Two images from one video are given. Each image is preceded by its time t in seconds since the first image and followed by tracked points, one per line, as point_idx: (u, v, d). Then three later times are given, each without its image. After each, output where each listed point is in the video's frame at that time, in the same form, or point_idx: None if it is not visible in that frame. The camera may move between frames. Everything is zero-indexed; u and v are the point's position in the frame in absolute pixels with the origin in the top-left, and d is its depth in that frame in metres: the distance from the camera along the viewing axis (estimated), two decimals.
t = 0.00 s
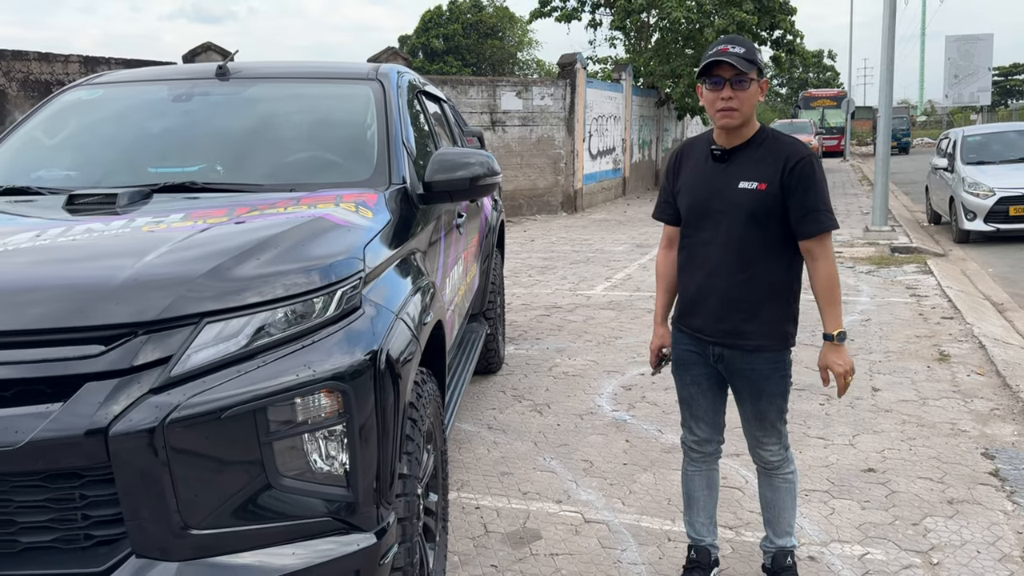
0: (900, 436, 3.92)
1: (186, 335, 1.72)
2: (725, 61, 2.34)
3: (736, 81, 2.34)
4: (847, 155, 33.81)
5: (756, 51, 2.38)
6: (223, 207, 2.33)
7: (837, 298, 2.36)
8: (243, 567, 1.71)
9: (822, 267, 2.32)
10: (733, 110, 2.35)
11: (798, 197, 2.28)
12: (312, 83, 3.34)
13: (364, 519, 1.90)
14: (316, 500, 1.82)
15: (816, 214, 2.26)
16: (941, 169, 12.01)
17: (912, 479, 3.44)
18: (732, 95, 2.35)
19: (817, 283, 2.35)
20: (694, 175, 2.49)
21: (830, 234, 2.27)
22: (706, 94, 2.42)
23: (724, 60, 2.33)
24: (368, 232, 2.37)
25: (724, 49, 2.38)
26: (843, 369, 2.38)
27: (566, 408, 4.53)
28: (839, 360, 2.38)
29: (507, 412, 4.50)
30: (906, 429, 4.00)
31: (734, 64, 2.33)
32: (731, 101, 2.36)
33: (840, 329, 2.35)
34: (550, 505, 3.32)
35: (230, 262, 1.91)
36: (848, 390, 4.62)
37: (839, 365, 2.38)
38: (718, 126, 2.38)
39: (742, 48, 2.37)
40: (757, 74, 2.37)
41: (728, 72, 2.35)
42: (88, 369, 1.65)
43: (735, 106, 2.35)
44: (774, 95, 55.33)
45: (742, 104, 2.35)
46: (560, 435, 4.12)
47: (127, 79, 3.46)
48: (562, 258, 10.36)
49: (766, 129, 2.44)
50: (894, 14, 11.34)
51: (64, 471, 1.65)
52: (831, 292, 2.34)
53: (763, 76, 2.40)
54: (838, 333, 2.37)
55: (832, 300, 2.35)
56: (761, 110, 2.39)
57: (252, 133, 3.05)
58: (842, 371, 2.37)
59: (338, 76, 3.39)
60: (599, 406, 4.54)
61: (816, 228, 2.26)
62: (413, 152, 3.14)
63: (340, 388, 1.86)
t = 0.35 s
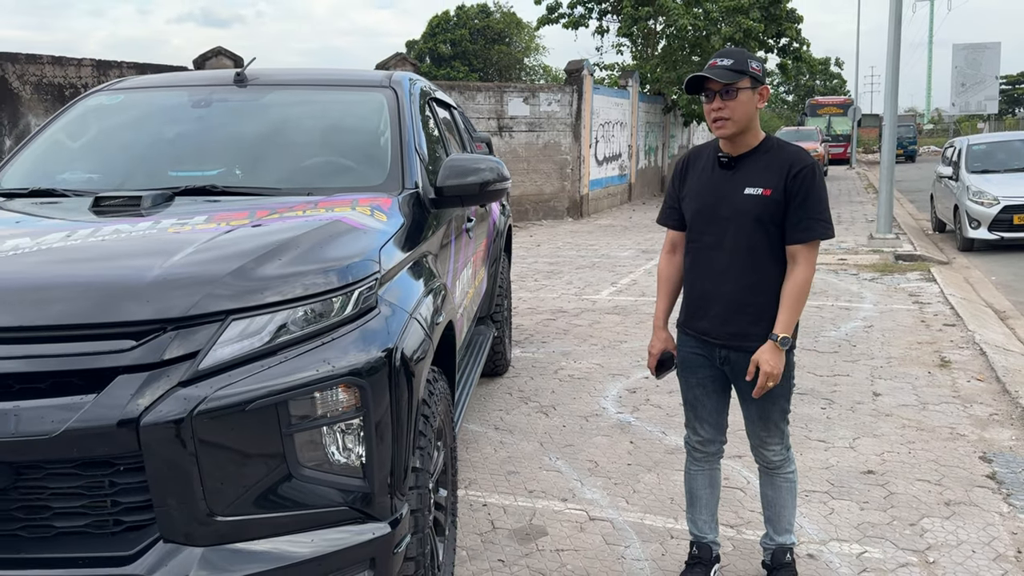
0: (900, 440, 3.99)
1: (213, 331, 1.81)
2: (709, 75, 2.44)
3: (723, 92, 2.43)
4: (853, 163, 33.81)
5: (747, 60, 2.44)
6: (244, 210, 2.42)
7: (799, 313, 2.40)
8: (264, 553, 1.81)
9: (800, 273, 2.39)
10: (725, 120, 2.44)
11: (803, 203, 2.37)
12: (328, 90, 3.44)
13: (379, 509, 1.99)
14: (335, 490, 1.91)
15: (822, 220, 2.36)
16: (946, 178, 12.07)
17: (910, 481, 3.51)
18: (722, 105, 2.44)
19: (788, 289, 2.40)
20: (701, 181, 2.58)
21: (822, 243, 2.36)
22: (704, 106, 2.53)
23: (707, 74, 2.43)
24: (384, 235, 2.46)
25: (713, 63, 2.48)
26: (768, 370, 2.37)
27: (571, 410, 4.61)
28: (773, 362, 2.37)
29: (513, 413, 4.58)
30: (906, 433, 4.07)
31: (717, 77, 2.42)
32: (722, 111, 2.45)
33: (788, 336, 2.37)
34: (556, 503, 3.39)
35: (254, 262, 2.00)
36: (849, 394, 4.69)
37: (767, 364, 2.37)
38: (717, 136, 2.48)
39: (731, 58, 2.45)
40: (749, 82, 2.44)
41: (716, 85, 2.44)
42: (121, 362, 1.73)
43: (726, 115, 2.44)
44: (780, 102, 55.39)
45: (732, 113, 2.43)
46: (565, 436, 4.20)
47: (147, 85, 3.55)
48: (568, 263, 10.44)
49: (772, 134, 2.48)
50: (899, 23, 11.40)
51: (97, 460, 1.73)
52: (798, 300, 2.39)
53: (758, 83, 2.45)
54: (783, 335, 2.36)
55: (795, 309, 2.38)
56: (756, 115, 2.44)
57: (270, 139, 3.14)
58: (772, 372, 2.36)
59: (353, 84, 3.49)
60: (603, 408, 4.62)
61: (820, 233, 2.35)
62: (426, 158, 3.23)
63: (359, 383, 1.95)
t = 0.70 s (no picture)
0: (906, 445, 4.04)
1: (244, 329, 1.90)
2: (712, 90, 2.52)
3: (727, 106, 2.51)
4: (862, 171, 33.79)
5: (751, 73, 2.50)
6: (270, 214, 2.50)
7: (806, 316, 2.43)
8: (290, 542, 1.88)
9: (805, 278, 2.42)
10: (729, 132, 2.53)
11: (807, 210, 2.42)
12: (347, 97, 3.53)
13: (400, 502, 2.06)
14: (356, 484, 1.99)
15: (825, 227, 2.40)
16: (955, 187, 12.10)
17: (916, 486, 3.56)
18: (726, 118, 2.53)
19: (795, 292, 2.44)
20: (714, 188, 2.66)
21: (827, 248, 2.41)
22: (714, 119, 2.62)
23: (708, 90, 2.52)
24: (403, 239, 2.54)
25: (720, 77, 2.56)
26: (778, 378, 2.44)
27: (581, 413, 4.67)
28: (780, 368, 2.43)
29: (523, 415, 4.65)
30: (912, 439, 4.12)
31: (718, 92, 2.50)
32: (727, 124, 2.54)
33: (792, 342, 2.42)
34: (566, 503, 3.46)
35: (281, 263, 2.08)
36: (856, 400, 4.74)
37: (774, 371, 2.43)
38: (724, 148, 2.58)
39: (736, 73, 2.52)
40: (753, 95, 2.50)
41: (719, 98, 2.53)
42: (157, 358, 1.81)
43: (731, 128, 2.52)
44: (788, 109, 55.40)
45: (736, 125, 2.51)
46: (575, 438, 4.27)
47: (171, 90, 3.65)
48: (577, 268, 10.51)
49: (782, 145, 2.54)
50: (909, 31, 11.44)
51: (131, 451, 1.81)
52: (805, 305, 2.42)
53: (764, 95, 2.51)
54: (789, 341, 2.41)
55: (801, 314, 2.42)
56: (761, 127, 2.50)
57: (291, 145, 3.22)
58: (779, 378, 2.43)
59: (370, 91, 3.57)
60: (612, 411, 4.68)
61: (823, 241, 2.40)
62: (442, 165, 3.31)
63: (380, 381, 2.02)
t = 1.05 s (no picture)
0: (919, 451, 4.06)
1: (277, 328, 1.95)
2: (740, 97, 2.59)
3: (754, 112, 2.58)
4: (873, 178, 33.70)
5: (781, 81, 2.55)
6: (297, 216, 2.56)
7: (846, 325, 2.46)
8: (319, 537, 1.93)
9: (836, 287, 2.46)
10: (755, 138, 2.59)
11: (832, 218, 2.45)
12: (369, 103, 3.59)
13: (425, 499, 2.11)
14: (383, 481, 2.04)
15: (849, 235, 2.42)
16: (967, 195, 12.10)
17: (929, 491, 3.59)
18: (753, 124, 2.59)
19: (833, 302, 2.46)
20: (743, 192, 2.71)
21: (854, 256, 2.42)
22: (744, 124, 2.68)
23: (736, 96, 2.59)
24: (428, 242, 2.59)
25: (751, 83, 2.62)
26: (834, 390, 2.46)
27: (595, 417, 4.70)
28: (832, 378, 2.46)
29: (538, 418, 4.69)
30: (925, 445, 4.14)
31: (745, 98, 2.56)
32: (753, 130, 2.60)
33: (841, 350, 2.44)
34: (582, 505, 3.50)
35: (313, 265, 2.14)
36: (869, 406, 4.76)
37: (829, 382, 2.46)
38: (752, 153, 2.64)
39: (764, 80, 2.58)
40: (781, 103, 2.55)
41: (746, 105, 2.60)
42: (193, 354, 1.87)
43: (756, 133, 2.58)
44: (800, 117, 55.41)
45: (761, 132, 2.57)
46: (590, 442, 4.31)
47: (197, 95, 3.72)
48: (589, 273, 10.55)
49: (811, 154, 2.57)
50: (922, 40, 11.46)
51: (167, 446, 1.87)
52: (843, 313, 2.45)
53: (793, 103, 2.55)
54: (837, 351, 2.43)
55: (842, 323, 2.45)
56: (786, 134, 2.54)
57: (315, 149, 3.28)
58: (834, 389, 2.45)
59: (393, 97, 3.64)
60: (626, 415, 4.71)
61: (848, 248, 2.41)
62: (462, 170, 3.37)
63: (407, 380, 2.07)
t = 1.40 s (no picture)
0: (938, 458, 4.08)
1: (321, 329, 2.01)
2: (787, 114, 2.66)
3: (802, 129, 2.64)
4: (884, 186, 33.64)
5: (826, 96, 2.62)
6: (333, 221, 2.62)
7: (861, 329, 2.55)
8: (358, 534, 1.97)
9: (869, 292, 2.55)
10: (803, 154, 2.66)
11: (876, 231, 2.54)
12: (398, 110, 3.66)
13: (460, 498, 2.15)
14: (421, 479, 2.08)
15: (892, 249, 2.51)
16: (980, 204, 12.10)
17: (949, 497, 3.61)
18: (801, 140, 2.66)
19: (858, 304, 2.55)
20: (787, 201, 2.80)
21: (897, 269, 2.52)
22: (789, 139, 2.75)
23: (783, 114, 2.66)
24: (460, 246, 2.64)
25: (795, 100, 2.69)
26: (812, 367, 2.56)
27: (613, 421, 4.74)
28: (818, 359, 2.55)
29: (557, 422, 4.73)
30: (943, 452, 4.17)
31: (793, 115, 2.63)
32: (802, 146, 2.67)
33: (837, 339, 2.54)
34: (604, 508, 3.54)
35: (356, 268, 2.20)
36: (887, 413, 4.78)
37: (813, 359, 2.55)
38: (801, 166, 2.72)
39: (810, 95, 2.64)
40: (828, 118, 2.62)
41: (794, 121, 2.66)
42: (241, 354, 1.93)
43: (805, 149, 2.65)
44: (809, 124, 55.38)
45: (809, 148, 2.64)
46: (609, 446, 4.35)
47: (227, 101, 3.78)
48: (601, 279, 10.58)
49: (859, 164, 2.65)
50: (935, 48, 11.47)
51: (214, 443, 1.92)
52: (865, 317, 2.54)
53: (839, 116, 2.63)
54: (834, 338, 2.54)
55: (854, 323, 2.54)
56: (836, 148, 2.62)
57: (348, 155, 3.34)
58: (812, 367, 2.55)
59: (421, 104, 3.70)
60: (645, 420, 4.75)
61: (890, 263, 2.51)
62: (489, 176, 3.43)
63: (445, 382, 2.12)
